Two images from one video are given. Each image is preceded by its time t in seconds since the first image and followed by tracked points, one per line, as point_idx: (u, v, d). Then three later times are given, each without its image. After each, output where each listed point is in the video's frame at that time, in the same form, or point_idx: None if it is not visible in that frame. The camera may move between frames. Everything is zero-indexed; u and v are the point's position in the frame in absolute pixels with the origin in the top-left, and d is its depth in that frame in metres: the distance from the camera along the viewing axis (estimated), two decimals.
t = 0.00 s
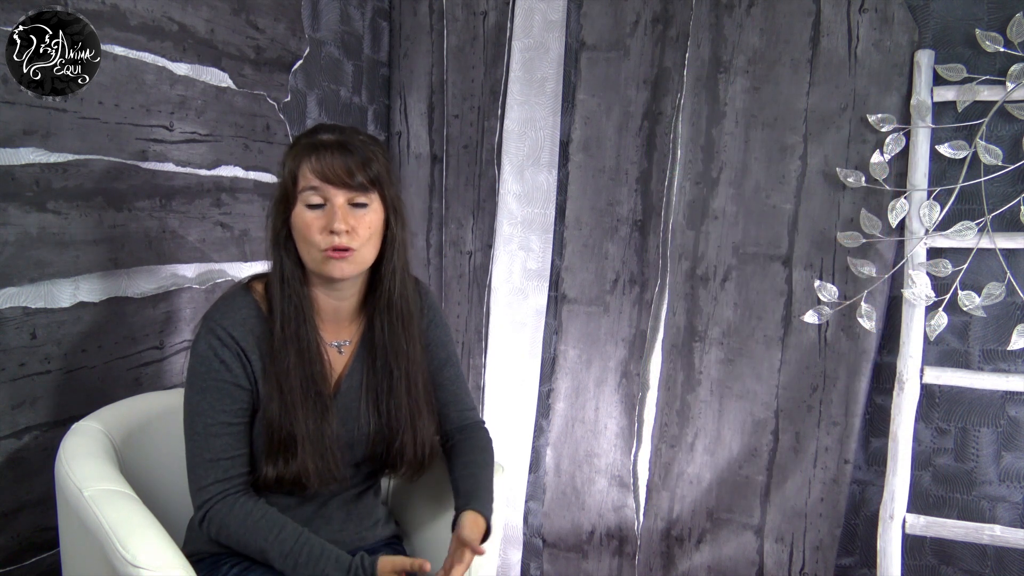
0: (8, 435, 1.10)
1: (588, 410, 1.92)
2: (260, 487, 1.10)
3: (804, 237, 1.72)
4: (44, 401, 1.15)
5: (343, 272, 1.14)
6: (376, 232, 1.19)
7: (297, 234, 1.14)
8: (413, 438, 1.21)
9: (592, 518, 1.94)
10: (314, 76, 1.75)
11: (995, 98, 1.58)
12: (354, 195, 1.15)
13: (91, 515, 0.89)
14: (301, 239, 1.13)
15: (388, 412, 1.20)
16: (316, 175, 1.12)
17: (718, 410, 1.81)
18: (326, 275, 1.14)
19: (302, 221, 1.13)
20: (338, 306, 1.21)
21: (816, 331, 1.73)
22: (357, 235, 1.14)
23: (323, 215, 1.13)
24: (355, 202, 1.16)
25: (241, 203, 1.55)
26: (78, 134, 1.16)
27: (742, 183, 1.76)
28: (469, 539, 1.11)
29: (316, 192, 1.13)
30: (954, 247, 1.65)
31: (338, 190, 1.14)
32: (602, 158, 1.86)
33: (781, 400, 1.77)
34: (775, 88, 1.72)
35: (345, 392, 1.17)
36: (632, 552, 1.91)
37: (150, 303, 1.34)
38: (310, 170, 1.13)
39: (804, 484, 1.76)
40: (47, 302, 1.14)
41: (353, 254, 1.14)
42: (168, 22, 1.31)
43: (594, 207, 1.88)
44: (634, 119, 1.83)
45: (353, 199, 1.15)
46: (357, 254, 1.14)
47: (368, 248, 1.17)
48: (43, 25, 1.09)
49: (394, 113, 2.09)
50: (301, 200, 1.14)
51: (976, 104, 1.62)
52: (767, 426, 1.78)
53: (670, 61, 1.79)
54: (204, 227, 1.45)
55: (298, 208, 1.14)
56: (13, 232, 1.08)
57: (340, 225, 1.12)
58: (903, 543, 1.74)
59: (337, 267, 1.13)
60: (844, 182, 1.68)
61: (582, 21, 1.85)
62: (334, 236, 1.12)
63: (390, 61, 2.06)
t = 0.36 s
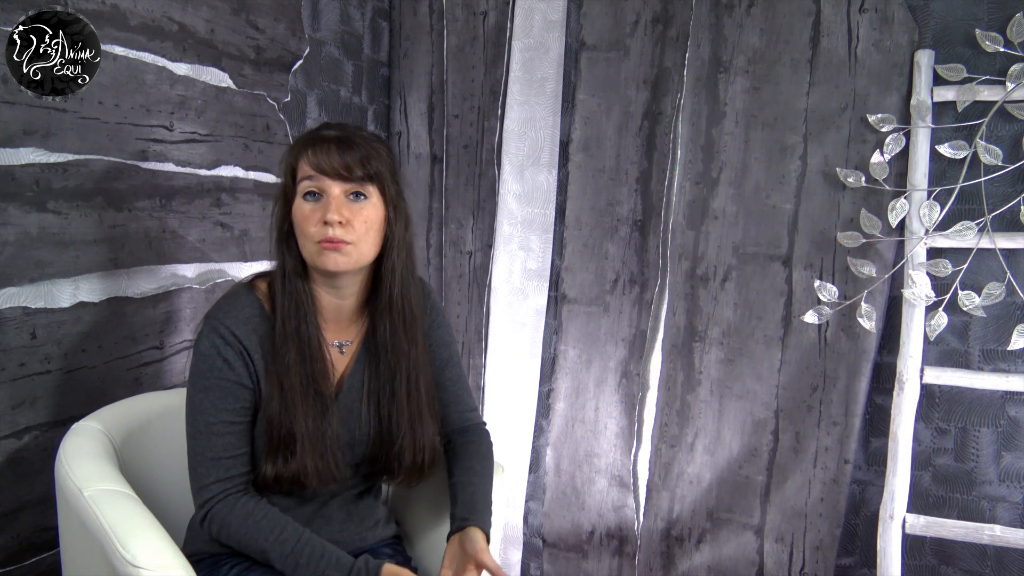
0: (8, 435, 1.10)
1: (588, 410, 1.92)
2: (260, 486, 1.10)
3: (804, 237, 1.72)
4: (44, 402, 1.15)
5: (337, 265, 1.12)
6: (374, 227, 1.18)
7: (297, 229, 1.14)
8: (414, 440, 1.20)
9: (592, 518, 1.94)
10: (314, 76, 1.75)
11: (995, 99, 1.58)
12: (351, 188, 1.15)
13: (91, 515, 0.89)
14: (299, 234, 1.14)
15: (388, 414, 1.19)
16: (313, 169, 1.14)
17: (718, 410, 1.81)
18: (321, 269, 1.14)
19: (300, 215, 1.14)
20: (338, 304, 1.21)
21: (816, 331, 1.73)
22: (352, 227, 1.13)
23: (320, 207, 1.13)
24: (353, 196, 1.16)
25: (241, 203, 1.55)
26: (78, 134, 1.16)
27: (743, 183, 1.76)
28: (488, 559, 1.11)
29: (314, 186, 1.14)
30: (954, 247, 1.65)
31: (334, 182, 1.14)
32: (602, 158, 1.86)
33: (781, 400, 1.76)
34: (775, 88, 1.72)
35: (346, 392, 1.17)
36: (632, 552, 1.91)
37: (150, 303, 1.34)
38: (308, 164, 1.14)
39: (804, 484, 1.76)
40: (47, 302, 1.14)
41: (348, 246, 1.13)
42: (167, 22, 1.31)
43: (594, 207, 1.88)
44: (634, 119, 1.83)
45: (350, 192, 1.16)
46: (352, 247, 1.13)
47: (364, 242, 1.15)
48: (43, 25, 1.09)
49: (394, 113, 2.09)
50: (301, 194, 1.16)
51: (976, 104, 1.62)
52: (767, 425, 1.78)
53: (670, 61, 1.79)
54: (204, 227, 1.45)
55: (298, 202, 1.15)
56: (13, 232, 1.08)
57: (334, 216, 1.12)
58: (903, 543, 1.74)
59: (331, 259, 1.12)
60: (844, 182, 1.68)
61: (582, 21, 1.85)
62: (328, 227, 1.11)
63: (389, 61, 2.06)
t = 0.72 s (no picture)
0: (8, 435, 1.10)
1: (589, 410, 1.92)
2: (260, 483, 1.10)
3: (804, 237, 1.72)
4: (44, 401, 1.15)
5: (342, 278, 1.13)
6: (382, 241, 1.18)
7: (303, 236, 1.14)
8: (414, 438, 1.21)
9: (592, 518, 1.94)
10: (314, 76, 1.75)
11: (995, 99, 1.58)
12: (362, 203, 1.15)
13: (91, 515, 0.89)
14: (306, 240, 1.14)
15: (389, 413, 1.20)
16: (324, 180, 1.12)
17: (718, 411, 1.81)
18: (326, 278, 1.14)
19: (308, 223, 1.13)
20: (341, 308, 1.21)
21: (816, 331, 1.73)
22: (360, 243, 1.13)
23: (329, 219, 1.13)
24: (362, 210, 1.15)
25: (241, 203, 1.55)
26: (78, 134, 1.16)
27: (743, 183, 1.76)
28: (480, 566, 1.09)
29: (323, 197, 1.13)
30: (954, 247, 1.65)
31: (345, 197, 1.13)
32: (602, 157, 1.86)
33: (781, 400, 1.76)
34: (775, 88, 1.72)
35: (347, 390, 1.17)
36: (632, 552, 1.91)
37: (150, 303, 1.34)
38: (320, 174, 1.13)
39: (804, 484, 1.76)
40: (47, 302, 1.14)
41: (355, 261, 1.13)
42: (167, 22, 1.31)
43: (594, 207, 1.88)
44: (634, 119, 1.83)
45: (360, 207, 1.15)
46: (359, 262, 1.14)
47: (371, 256, 1.15)
48: (43, 25, 1.09)
49: (394, 113, 2.09)
50: (309, 202, 1.14)
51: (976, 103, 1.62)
52: (767, 425, 1.78)
53: (670, 61, 1.79)
54: (204, 227, 1.45)
55: (306, 210, 1.14)
56: (13, 232, 1.08)
57: (343, 232, 1.11)
58: (903, 543, 1.74)
59: (337, 271, 1.12)
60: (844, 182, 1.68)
61: (582, 21, 1.85)
62: (337, 242, 1.11)
63: (390, 61, 2.06)
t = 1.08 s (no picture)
0: (8, 435, 1.10)
1: (589, 411, 1.92)
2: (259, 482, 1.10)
3: (804, 237, 1.72)
4: (45, 401, 1.15)
5: (344, 287, 1.13)
6: (386, 251, 1.18)
7: (307, 241, 1.13)
8: (413, 438, 1.21)
9: (592, 518, 1.94)
10: (314, 76, 1.75)
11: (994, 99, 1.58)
12: (370, 214, 1.14)
13: (91, 515, 0.89)
14: (309, 246, 1.13)
15: (388, 413, 1.20)
16: (334, 189, 1.11)
17: (718, 411, 1.81)
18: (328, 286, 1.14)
19: (313, 230, 1.12)
20: (340, 312, 1.21)
21: (816, 331, 1.73)
22: (366, 254, 1.13)
23: (336, 228, 1.12)
24: (369, 221, 1.15)
25: (241, 203, 1.55)
26: (78, 133, 1.16)
27: (743, 183, 1.76)
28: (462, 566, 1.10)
29: (331, 205, 1.12)
30: (954, 247, 1.65)
31: (354, 207, 1.13)
32: (602, 157, 1.86)
33: (781, 400, 1.76)
34: (775, 88, 1.72)
35: (346, 390, 1.17)
36: (632, 551, 1.91)
37: (150, 303, 1.34)
38: (329, 182, 1.12)
39: (804, 484, 1.76)
40: (47, 302, 1.14)
41: (358, 271, 1.14)
42: (167, 22, 1.31)
43: (594, 207, 1.88)
44: (634, 119, 1.83)
45: (368, 218, 1.14)
46: (363, 271, 1.14)
47: (374, 267, 1.16)
48: (43, 25, 1.09)
49: (394, 113, 2.09)
50: (316, 208, 1.13)
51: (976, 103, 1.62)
52: (767, 425, 1.78)
53: (670, 61, 1.79)
54: (204, 227, 1.45)
55: (312, 216, 1.13)
56: (13, 232, 1.08)
57: (350, 243, 1.11)
58: (903, 543, 1.74)
59: (339, 282, 1.13)
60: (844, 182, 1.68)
61: (582, 21, 1.85)
62: (343, 253, 1.11)
63: (390, 61, 2.06)
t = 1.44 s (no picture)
0: (8, 435, 1.10)
1: (589, 410, 1.93)
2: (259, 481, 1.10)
3: (804, 237, 1.72)
4: (45, 401, 1.15)
5: (347, 284, 1.13)
6: (388, 250, 1.18)
7: (309, 240, 1.13)
8: (413, 438, 1.21)
9: (592, 518, 1.94)
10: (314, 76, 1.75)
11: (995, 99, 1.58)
12: (371, 213, 1.14)
13: (90, 516, 0.89)
14: (310, 245, 1.13)
15: (388, 414, 1.20)
16: (337, 188, 1.11)
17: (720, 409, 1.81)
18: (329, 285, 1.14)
19: (315, 229, 1.12)
20: (341, 311, 1.21)
21: (816, 331, 1.73)
22: (368, 252, 1.13)
23: (338, 227, 1.12)
24: (371, 219, 1.15)
25: (241, 203, 1.55)
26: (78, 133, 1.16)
27: (743, 183, 1.76)
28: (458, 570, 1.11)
29: (333, 204, 1.12)
30: (954, 247, 1.65)
31: (356, 205, 1.13)
32: (602, 157, 1.86)
33: (781, 400, 1.76)
34: (775, 87, 1.71)
35: (345, 391, 1.17)
36: (632, 551, 1.91)
37: (150, 303, 1.34)
38: (331, 182, 1.12)
39: (804, 484, 1.76)
40: (46, 302, 1.14)
41: (361, 268, 1.14)
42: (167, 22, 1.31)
43: (594, 207, 1.88)
44: (634, 119, 1.83)
45: (370, 216, 1.15)
46: (365, 269, 1.14)
47: (376, 265, 1.16)
48: (43, 25, 1.08)
49: (394, 113, 2.09)
50: (318, 206, 1.13)
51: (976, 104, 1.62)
52: (767, 425, 1.78)
53: (670, 61, 1.79)
54: (204, 227, 1.45)
55: (314, 215, 1.13)
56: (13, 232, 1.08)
57: (353, 242, 1.11)
58: (903, 543, 1.74)
59: (341, 281, 1.13)
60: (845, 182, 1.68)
61: (582, 21, 1.85)
62: (346, 251, 1.11)
63: (389, 61, 2.06)
